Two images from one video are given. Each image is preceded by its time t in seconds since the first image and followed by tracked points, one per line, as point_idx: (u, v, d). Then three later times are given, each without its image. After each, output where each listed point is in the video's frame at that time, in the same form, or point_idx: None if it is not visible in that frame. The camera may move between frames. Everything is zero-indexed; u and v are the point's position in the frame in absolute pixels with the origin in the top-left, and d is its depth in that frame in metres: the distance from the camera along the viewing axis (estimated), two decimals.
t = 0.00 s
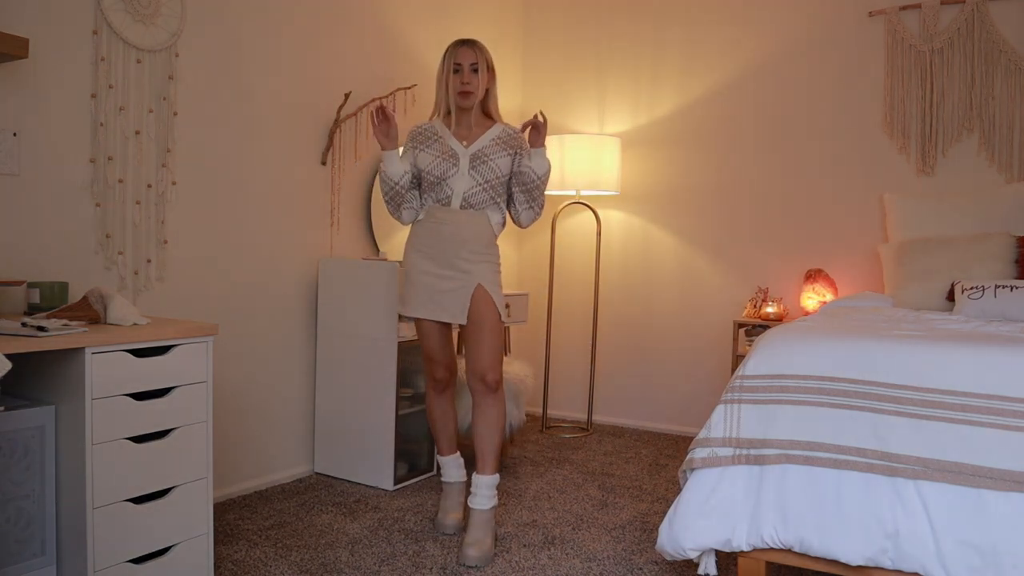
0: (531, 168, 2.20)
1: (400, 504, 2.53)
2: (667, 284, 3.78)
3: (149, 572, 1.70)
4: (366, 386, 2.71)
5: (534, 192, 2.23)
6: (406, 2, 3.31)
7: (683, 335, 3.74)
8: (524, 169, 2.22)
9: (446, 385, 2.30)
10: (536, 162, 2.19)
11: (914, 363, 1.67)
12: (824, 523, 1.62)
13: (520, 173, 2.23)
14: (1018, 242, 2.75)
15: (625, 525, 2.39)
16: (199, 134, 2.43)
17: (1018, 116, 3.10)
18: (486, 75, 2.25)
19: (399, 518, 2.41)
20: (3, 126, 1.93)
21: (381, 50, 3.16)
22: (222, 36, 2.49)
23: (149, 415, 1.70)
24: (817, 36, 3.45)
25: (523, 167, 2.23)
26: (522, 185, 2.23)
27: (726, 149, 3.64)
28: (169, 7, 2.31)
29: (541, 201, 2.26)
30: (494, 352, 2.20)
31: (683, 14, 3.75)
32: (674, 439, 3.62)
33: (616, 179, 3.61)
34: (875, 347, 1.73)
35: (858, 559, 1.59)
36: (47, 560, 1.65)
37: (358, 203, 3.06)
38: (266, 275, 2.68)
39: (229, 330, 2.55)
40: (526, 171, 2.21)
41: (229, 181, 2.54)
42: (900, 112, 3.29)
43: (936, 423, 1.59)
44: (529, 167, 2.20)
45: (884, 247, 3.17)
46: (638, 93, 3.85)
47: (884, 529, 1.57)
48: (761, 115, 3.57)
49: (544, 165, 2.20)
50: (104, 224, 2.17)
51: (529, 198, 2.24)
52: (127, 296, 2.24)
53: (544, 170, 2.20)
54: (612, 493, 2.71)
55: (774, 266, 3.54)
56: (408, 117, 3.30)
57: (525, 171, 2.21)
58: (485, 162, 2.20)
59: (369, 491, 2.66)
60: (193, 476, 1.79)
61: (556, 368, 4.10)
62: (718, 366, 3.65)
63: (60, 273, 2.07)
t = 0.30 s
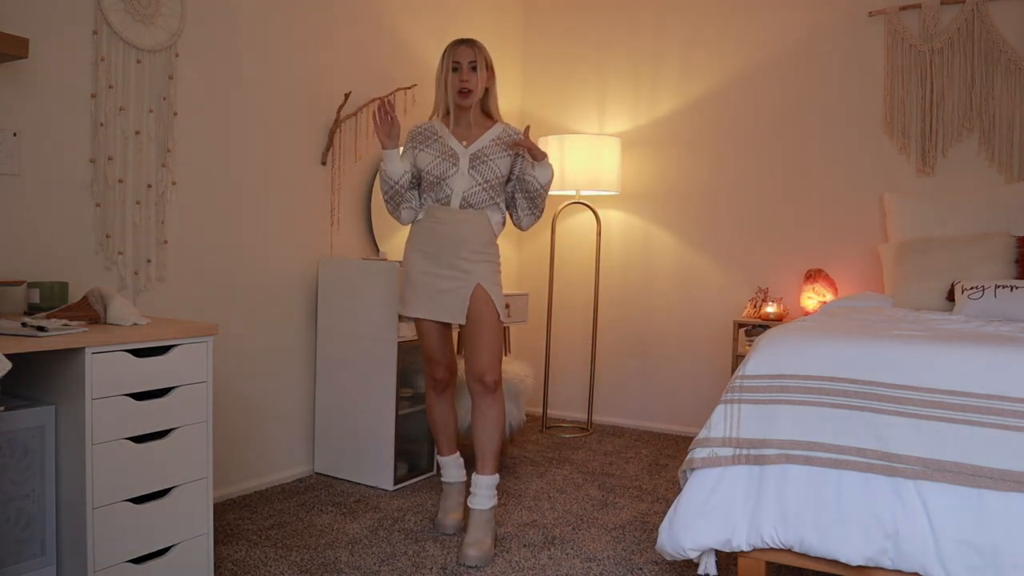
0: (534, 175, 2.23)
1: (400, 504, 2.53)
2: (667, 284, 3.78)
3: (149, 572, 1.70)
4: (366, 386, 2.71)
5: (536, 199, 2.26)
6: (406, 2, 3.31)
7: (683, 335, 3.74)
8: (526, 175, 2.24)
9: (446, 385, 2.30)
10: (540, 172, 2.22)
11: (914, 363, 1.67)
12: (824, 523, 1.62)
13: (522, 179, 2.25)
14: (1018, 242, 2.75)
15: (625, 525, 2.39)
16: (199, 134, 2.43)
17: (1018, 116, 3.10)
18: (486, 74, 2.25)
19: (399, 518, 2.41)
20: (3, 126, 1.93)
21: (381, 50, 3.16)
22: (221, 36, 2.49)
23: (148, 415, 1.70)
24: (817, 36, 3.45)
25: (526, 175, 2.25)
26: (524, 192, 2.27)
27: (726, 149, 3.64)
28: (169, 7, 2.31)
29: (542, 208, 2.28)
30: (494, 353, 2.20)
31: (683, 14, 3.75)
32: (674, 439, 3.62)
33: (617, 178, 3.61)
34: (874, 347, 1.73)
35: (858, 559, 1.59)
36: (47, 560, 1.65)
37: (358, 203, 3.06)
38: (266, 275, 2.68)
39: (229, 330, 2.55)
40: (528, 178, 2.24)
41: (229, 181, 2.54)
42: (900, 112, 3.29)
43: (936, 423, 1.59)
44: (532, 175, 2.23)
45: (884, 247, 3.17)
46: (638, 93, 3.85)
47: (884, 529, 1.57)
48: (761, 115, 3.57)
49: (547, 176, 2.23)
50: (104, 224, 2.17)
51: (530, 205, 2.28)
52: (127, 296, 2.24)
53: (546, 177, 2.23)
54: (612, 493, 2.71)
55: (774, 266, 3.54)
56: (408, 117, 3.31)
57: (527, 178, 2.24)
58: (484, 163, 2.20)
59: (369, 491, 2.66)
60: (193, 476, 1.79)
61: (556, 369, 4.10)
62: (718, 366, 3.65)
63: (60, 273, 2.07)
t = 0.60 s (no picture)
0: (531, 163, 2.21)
1: (400, 504, 2.53)
2: (667, 284, 3.78)
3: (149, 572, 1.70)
4: (366, 386, 2.71)
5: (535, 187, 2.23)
6: (406, 2, 3.31)
7: (683, 335, 3.74)
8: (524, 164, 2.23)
9: (446, 385, 2.30)
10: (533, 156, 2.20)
11: (914, 363, 1.67)
12: (824, 523, 1.62)
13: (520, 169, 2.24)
14: (1018, 242, 2.75)
15: (625, 525, 2.39)
16: (199, 134, 2.43)
17: (1018, 116, 3.10)
18: (486, 79, 2.24)
19: (399, 518, 2.41)
20: (3, 126, 1.93)
21: (381, 50, 3.16)
22: (221, 36, 2.49)
23: (148, 415, 1.70)
24: (817, 36, 3.45)
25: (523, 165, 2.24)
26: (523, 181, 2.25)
27: (726, 149, 3.64)
28: (169, 7, 2.31)
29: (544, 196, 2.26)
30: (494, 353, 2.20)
31: (683, 14, 3.75)
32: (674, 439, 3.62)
33: (617, 178, 3.61)
34: (875, 347, 1.73)
35: (858, 559, 1.59)
36: (47, 561, 1.65)
37: (358, 203, 3.06)
38: (267, 275, 2.68)
39: (229, 330, 2.55)
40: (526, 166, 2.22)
41: (229, 181, 2.54)
42: (900, 112, 3.29)
43: (936, 423, 1.59)
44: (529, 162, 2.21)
45: (884, 247, 3.16)
46: (638, 93, 3.85)
47: (884, 529, 1.57)
48: (761, 116, 3.57)
49: (539, 156, 2.21)
50: (104, 224, 2.17)
51: (530, 194, 2.25)
52: (127, 296, 2.24)
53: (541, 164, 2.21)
54: (612, 493, 2.71)
55: (774, 266, 3.54)
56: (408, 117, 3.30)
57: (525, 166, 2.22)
58: (484, 161, 2.21)
59: (369, 491, 2.66)
60: (193, 476, 1.79)
61: (556, 368, 4.10)
62: (718, 366, 3.65)
63: (60, 273, 2.07)
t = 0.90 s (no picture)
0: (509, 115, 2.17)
1: (400, 504, 2.53)
2: (667, 284, 3.78)
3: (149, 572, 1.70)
4: (366, 386, 2.71)
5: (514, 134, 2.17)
6: (406, 2, 3.31)
7: (683, 335, 3.74)
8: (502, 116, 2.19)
9: (446, 385, 2.30)
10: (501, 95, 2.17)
11: (914, 363, 1.67)
12: (824, 523, 1.62)
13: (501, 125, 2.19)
14: (1018, 242, 2.75)
15: (625, 525, 2.39)
16: (199, 134, 2.43)
17: (1018, 116, 3.10)
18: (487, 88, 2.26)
19: (399, 518, 2.41)
20: (3, 126, 1.93)
21: (381, 49, 3.17)
22: (221, 36, 2.49)
23: (149, 415, 1.70)
24: (817, 36, 3.45)
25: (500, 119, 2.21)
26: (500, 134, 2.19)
27: (726, 149, 3.64)
28: (169, 7, 2.31)
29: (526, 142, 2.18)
30: (494, 353, 2.20)
31: (683, 14, 3.75)
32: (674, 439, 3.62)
33: (617, 178, 3.61)
34: (874, 347, 1.73)
35: (858, 559, 1.59)
36: (47, 561, 1.65)
37: (358, 203, 3.06)
38: (267, 275, 2.68)
39: (229, 330, 2.55)
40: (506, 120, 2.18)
41: (229, 181, 2.54)
42: (900, 112, 3.29)
43: (936, 423, 1.59)
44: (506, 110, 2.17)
45: (884, 247, 3.16)
46: (638, 93, 3.85)
47: (884, 529, 1.57)
48: (761, 115, 3.57)
49: (506, 105, 2.15)
50: (104, 224, 2.17)
51: (509, 145, 2.17)
52: (127, 296, 2.24)
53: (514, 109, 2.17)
54: (612, 493, 2.71)
55: (774, 266, 3.54)
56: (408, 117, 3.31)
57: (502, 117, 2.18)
58: (481, 158, 2.23)
59: (369, 491, 2.66)
60: (193, 476, 1.79)
61: (557, 369, 4.10)
62: (718, 366, 3.65)
63: (60, 273, 2.07)
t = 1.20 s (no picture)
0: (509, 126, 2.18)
1: (400, 504, 2.53)
2: (667, 284, 3.78)
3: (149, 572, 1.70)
4: (365, 386, 2.71)
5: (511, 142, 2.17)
6: (406, 2, 3.31)
7: (683, 335, 3.74)
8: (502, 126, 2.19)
9: (446, 386, 2.30)
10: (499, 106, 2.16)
11: (914, 363, 1.67)
12: (824, 522, 1.62)
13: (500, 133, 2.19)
14: (1018, 242, 2.75)
15: (625, 525, 2.39)
16: (199, 134, 2.43)
17: (1018, 116, 3.10)
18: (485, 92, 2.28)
19: (399, 518, 2.41)
20: (3, 126, 1.93)
21: (381, 49, 3.17)
22: (222, 36, 2.49)
23: (148, 415, 1.70)
24: (817, 36, 3.45)
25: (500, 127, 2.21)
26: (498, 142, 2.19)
27: (726, 149, 3.64)
28: (169, 7, 2.31)
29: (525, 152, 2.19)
30: (492, 353, 2.20)
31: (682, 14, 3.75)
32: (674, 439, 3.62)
33: (617, 178, 3.61)
34: (874, 347, 1.73)
35: (858, 559, 1.59)
36: (47, 560, 1.65)
37: (358, 203, 3.06)
38: (267, 275, 2.68)
39: (229, 329, 2.55)
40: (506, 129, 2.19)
41: (228, 181, 2.53)
42: (900, 112, 3.29)
43: (936, 423, 1.59)
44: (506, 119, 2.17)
45: (884, 247, 3.16)
46: (638, 93, 3.85)
47: (884, 529, 1.57)
48: (761, 115, 3.57)
49: (504, 111, 2.16)
50: (104, 224, 2.17)
51: (507, 151, 2.17)
52: (127, 296, 2.24)
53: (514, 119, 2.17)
54: (612, 493, 2.71)
55: (774, 266, 3.54)
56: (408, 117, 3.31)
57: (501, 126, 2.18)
58: (480, 160, 2.23)
59: (369, 491, 2.66)
60: (193, 476, 1.80)
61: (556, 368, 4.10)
62: (718, 366, 3.65)
63: (60, 273, 2.07)
